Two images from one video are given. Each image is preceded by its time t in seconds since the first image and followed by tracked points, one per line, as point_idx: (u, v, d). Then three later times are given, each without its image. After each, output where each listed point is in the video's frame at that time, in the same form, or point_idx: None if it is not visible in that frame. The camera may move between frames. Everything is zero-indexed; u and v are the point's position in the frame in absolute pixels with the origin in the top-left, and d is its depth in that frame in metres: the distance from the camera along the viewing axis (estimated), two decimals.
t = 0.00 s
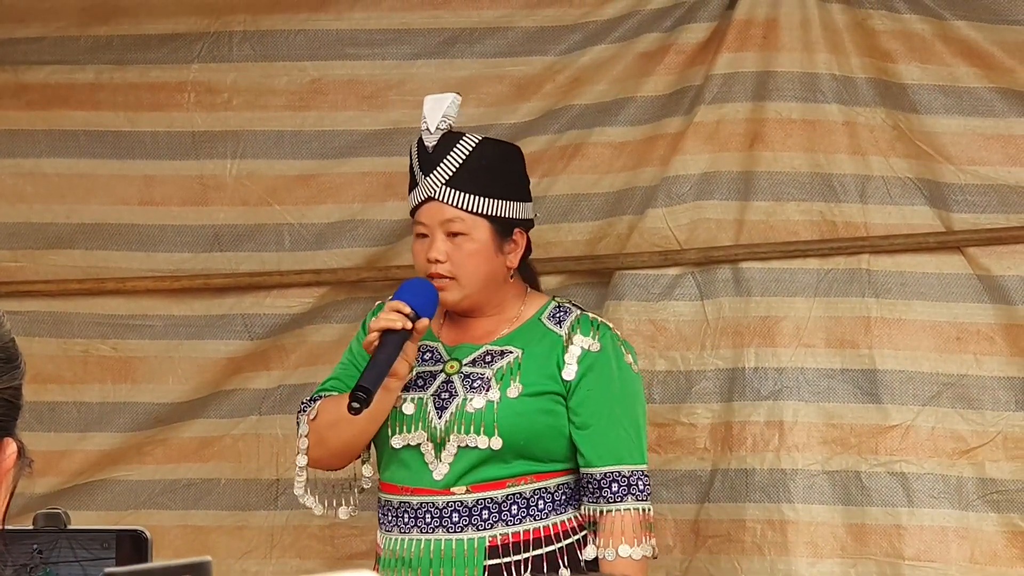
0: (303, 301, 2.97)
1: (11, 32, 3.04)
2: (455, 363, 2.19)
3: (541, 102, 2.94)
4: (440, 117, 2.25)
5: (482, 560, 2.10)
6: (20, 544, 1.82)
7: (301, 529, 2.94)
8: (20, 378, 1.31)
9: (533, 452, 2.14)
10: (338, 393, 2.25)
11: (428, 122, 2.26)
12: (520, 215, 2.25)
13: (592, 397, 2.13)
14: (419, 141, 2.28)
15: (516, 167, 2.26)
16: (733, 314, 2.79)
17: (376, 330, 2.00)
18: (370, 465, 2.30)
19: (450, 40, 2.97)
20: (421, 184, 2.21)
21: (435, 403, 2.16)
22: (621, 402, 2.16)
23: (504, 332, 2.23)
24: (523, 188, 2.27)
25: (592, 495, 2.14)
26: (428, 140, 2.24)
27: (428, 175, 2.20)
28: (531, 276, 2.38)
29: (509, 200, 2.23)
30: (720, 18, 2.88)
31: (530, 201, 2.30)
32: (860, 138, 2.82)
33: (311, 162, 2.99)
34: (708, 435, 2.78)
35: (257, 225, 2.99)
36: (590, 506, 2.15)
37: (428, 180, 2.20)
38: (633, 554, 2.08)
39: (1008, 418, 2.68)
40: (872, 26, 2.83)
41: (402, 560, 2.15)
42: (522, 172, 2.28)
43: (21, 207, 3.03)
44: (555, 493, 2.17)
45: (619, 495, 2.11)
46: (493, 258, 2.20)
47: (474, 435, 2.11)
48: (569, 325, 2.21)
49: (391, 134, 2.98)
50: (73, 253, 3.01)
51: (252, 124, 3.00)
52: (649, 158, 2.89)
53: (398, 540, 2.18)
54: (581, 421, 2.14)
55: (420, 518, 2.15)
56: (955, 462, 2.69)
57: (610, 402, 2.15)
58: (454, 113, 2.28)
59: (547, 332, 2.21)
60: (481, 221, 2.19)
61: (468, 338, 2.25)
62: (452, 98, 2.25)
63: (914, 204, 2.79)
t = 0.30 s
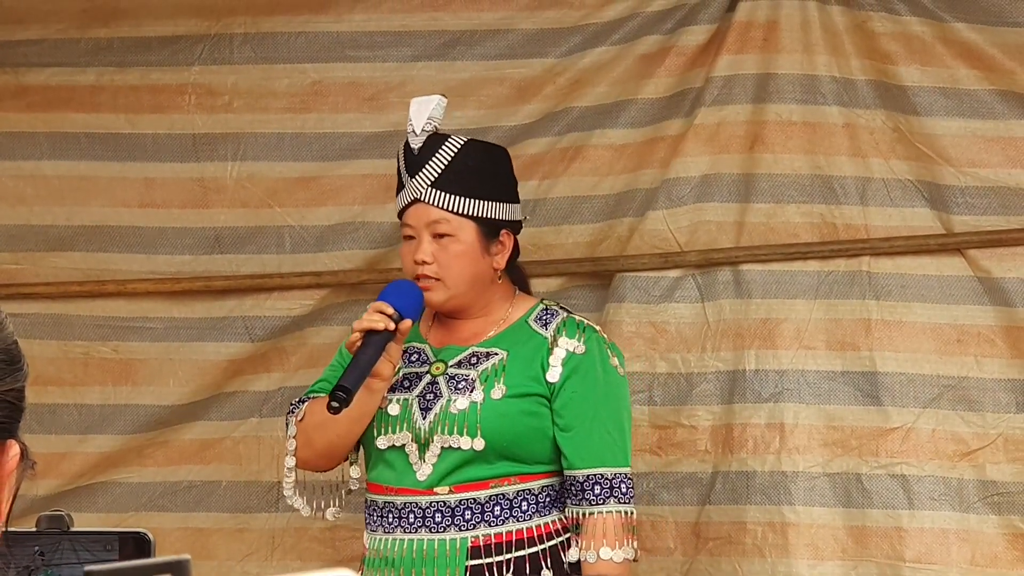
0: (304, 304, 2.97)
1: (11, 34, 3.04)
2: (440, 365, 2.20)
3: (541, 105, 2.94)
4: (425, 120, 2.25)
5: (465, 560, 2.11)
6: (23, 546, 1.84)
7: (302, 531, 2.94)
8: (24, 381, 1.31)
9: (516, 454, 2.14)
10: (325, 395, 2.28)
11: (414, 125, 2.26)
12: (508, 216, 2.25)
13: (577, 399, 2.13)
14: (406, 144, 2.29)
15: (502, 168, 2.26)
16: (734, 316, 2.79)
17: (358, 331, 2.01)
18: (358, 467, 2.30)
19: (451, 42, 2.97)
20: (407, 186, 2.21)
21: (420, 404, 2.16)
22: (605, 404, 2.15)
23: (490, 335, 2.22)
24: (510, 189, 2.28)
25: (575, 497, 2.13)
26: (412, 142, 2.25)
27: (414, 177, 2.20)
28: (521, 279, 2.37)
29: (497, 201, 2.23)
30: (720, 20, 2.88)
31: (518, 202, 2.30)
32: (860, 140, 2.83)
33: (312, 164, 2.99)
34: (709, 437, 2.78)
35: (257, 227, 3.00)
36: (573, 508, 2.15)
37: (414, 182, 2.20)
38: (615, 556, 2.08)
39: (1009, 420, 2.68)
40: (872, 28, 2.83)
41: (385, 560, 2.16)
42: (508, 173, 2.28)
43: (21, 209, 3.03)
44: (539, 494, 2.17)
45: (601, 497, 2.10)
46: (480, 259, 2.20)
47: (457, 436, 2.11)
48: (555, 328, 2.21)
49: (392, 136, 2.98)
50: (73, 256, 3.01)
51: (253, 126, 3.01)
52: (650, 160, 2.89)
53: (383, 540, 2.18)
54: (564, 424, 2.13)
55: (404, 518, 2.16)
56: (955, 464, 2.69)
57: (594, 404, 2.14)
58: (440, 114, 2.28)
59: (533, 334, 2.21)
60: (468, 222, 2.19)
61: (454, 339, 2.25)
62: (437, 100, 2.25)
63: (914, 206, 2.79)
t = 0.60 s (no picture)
0: (304, 305, 2.97)
1: (12, 36, 3.04)
2: (426, 364, 2.18)
3: (541, 106, 2.95)
4: (407, 122, 2.24)
5: (454, 558, 2.10)
6: (22, 548, 1.86)
7: (303, 532, 2.94)
8: (27, 382, 1.31)
9: (504, 453, 2.14)
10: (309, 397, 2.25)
11: (397, 128, 2.25)
12: (492, 215, 2.25)
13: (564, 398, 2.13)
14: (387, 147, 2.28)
15: (485, 168, 2.26)
16: (734, 317, 2.79)
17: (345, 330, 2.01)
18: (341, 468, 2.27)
19: (452, 44, 2.98)
20: (392, 187, 2.20)
21: (407, 404, 2.15)
22: (593, 404, 2.15)
23: (475, 336, 2.22)
24: (493, 189, 2.27)
25: (562, 495, 2.13)
26: (396, 144, 2.25)
27: (399, 178, 2.19)
28: (503, 280, 2.37)
29: (481, 200, 2.23)
30: (720, 21, 2.89)
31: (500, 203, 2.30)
32: (860, 141, 2.83)
33: (312, 166, 2.99)
34: (709, 438, 2.78)
35: (258, 229, 3.00)
36: (561, 507, 2.14)
37: (399, 183, 2.19)
38: (604, 555, 2.09)
39: (1009, 421, 2.68)
40: (872, 29, 2.84)
41: (372, 559, 2.14)
42: (491, 173, 2.28)
43: (21, 210, 3.03)
44: (526, 493, 2.17)
45: (589, 496, 2.10)
46: (466, 259, 2.19)
47: (446, 435, 2.10)
48: (541, 328, 2.21)
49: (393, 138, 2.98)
50: (73, 257, 3.01)
51: (253, 128, 3.01)
52: (650, 161, 2.89)
53: (369, 539, 2.16)
54: (552, 423, 2.13)
55: (391, 517, 2.14)
56: (956, 465, 2.69)
57: (581, 404, 2.14)
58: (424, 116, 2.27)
59: (518, 334, 2.21)
60: (452, 222, 2.19)
61: (439, 340, 2.24)
62: (420, 101, 2.25)
63: (914, 207, 2.79)
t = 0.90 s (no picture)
0: (303, 310, 2.97)
1: (12, 41, 3.05)
2: (415, 370, 2.17)
3: (541, 111, 2.95)
4: (391, 127, 2.23)
5: (450, 563, 2.08)
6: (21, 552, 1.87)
7: (302, 537, 2.94)
8: (28, 387, 1.30)
9: (496, 457, 2.13)
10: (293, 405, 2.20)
11: (379, 133, 2.24)
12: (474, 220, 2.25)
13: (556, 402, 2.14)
14: (370, 152, 2.26)
15: (466, 173, 2.27)
16: (734, 322, 2.79)
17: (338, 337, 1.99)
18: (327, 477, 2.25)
19: (451, 49, 2.98)
20: (375, 193, 2.19)
21: (398, 410, 2.13)
22: (582, 407, 2.16)
23: (460, 341, 2.21)
24: (473, 195, 2.28)
25: (555, 498, 2.14)
26: (380, 150, 2.23)
27: (383, 184, 2.18)
28: (478, 287, 2.37)
29: (463, 205, 2.24)
30: (719, 26, 2.89)
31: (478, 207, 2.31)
32: (859, 147, 2.83)
33: (312, 171, 2.99)
34: (709, 444, 2.78)
35: (257, 234, 3.00)
36: (553, 510, 2.15)
37: (382, 189, 2.18)
38: (600, 557, 2.11)
39: (1008, 426, 2.68)
40: (871, 35, 2.84)
41: (366, 565, 2.11)
42: (472, 176, 2.28)
43: (21, 216, 3.03)
44: (517, 497, 2.17)
45: (584, 498, 2.11)
46: (451, 264, 2.19)
47: (440, 440, 2.10)
48: (527, 332, 2.22)
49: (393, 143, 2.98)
50: (73, 263, 3.01)
51: (253, 133, 3.01)
52: (649, 166, 2.89)
53: (361, 546, 2.13)
54: (543, 426, 2.14)
55: (385, 524, 2.12)
56: (955, 470, 2.69)
57: (572, 407, 2.15)
58: (406, 122, 2.26)
59: (505, 339, 2.21)
60: (437, 226, 2.19)
61: (423, 346, 2.22)
62: (402, 108, 2.23)
63: (913, 213, 2.79)
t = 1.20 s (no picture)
0: (304, 308, 2.97)
1: (12, 39, 3.04)
2: (411, 369, 2.14)
3: (541, 109, 2.94)
4: (384, 125, 2.21)
5: (452, 561, 2.07)
6: (20, 549, 1.85)
7: (303, 535, 2.95)
8: (29, 384, 1.30)
9: (494, 454, 2.13)
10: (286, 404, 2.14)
11: (371, 132, 2.22)
12: (464, 219, 2.26)
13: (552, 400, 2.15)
14: (359, 151, 2.24)
15: (456, 172, 2.27)
16: (735, 320, 2.79)
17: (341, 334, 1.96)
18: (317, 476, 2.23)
19: (452, 47, 2.98)
20: (368, 192, 2.17)
21: (396, 409, 2.11)
22: (576, 404, 2.18)
23: (452, 341, 2.20)
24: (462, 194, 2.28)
25: (551, 495, 2.15)
26: (371, 148, 2.21)
27: (376, 182, 2.16)
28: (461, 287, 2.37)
29: (455, 204, 2.24)
30: (721, 24, 2.89)
31: (464, 206, 2.31)
32: (861, 145, 2.83)
33: (313, 169, 2.99)
34: (710, 442, 2.78)
35: (258, 232, 3.00)
36: (547, 507, 2.17)
37: (376, 187, 2.16)
38: (597, 553, 2.12)
39: (1010, 424, 2.68)
40: (873, 33, 2.84)
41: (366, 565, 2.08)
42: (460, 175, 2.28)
43: (22, 214, 3.03)
44: (513, 494, 2.17)
45: (579, 495, 2.13)
46: (442, 262, 2.19)
47: (441, 438, 2.08)
48: (519, 330, 2.22)
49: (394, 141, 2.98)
50: (74, 261, 3.01)
51: (254, 131, 3.01)
52: (650, 164, 2.89)
53: (360, 545, 2.10)
54: (539, 424, 2.15)
55: (385, 522, 2.09)
56: (957, 468, 2.69)
57: (566, 404, 2.17)
58: (396, 120, 2.24)
59: (498, 337, 2.20)
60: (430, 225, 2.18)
61: (415, 345, 2.20)
62: (392, 106, 2.21)
63: (915, 211, 2.79)
